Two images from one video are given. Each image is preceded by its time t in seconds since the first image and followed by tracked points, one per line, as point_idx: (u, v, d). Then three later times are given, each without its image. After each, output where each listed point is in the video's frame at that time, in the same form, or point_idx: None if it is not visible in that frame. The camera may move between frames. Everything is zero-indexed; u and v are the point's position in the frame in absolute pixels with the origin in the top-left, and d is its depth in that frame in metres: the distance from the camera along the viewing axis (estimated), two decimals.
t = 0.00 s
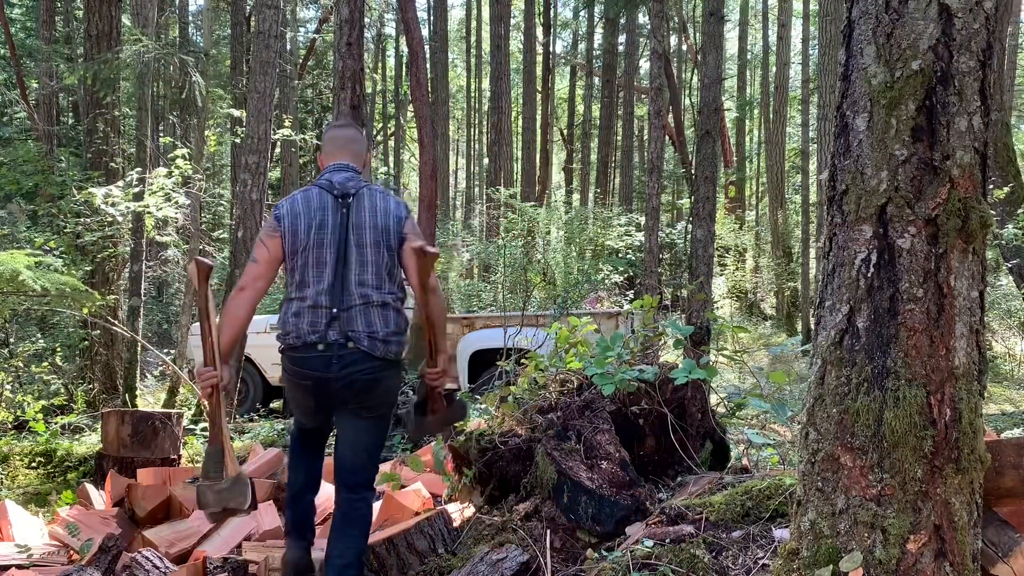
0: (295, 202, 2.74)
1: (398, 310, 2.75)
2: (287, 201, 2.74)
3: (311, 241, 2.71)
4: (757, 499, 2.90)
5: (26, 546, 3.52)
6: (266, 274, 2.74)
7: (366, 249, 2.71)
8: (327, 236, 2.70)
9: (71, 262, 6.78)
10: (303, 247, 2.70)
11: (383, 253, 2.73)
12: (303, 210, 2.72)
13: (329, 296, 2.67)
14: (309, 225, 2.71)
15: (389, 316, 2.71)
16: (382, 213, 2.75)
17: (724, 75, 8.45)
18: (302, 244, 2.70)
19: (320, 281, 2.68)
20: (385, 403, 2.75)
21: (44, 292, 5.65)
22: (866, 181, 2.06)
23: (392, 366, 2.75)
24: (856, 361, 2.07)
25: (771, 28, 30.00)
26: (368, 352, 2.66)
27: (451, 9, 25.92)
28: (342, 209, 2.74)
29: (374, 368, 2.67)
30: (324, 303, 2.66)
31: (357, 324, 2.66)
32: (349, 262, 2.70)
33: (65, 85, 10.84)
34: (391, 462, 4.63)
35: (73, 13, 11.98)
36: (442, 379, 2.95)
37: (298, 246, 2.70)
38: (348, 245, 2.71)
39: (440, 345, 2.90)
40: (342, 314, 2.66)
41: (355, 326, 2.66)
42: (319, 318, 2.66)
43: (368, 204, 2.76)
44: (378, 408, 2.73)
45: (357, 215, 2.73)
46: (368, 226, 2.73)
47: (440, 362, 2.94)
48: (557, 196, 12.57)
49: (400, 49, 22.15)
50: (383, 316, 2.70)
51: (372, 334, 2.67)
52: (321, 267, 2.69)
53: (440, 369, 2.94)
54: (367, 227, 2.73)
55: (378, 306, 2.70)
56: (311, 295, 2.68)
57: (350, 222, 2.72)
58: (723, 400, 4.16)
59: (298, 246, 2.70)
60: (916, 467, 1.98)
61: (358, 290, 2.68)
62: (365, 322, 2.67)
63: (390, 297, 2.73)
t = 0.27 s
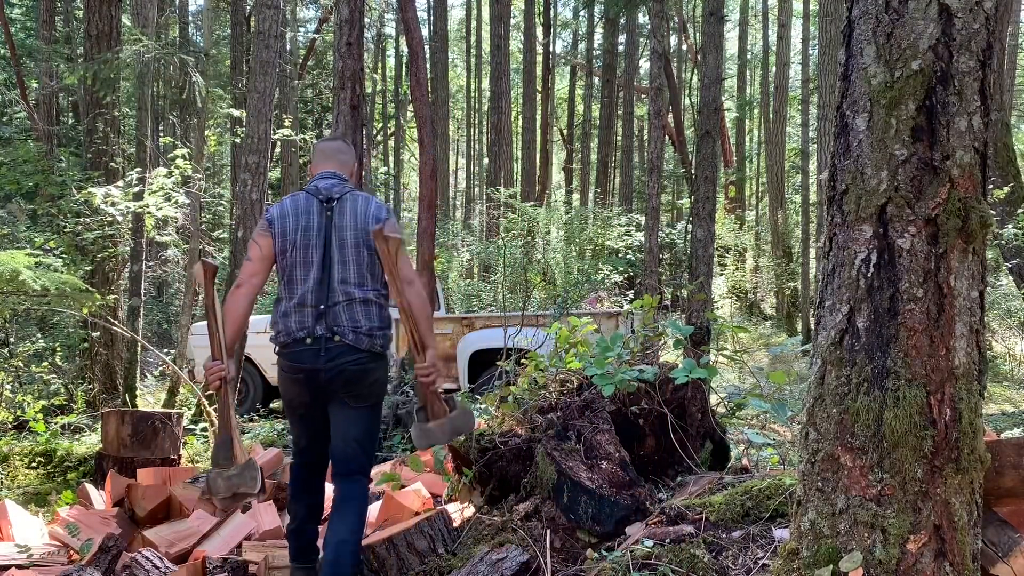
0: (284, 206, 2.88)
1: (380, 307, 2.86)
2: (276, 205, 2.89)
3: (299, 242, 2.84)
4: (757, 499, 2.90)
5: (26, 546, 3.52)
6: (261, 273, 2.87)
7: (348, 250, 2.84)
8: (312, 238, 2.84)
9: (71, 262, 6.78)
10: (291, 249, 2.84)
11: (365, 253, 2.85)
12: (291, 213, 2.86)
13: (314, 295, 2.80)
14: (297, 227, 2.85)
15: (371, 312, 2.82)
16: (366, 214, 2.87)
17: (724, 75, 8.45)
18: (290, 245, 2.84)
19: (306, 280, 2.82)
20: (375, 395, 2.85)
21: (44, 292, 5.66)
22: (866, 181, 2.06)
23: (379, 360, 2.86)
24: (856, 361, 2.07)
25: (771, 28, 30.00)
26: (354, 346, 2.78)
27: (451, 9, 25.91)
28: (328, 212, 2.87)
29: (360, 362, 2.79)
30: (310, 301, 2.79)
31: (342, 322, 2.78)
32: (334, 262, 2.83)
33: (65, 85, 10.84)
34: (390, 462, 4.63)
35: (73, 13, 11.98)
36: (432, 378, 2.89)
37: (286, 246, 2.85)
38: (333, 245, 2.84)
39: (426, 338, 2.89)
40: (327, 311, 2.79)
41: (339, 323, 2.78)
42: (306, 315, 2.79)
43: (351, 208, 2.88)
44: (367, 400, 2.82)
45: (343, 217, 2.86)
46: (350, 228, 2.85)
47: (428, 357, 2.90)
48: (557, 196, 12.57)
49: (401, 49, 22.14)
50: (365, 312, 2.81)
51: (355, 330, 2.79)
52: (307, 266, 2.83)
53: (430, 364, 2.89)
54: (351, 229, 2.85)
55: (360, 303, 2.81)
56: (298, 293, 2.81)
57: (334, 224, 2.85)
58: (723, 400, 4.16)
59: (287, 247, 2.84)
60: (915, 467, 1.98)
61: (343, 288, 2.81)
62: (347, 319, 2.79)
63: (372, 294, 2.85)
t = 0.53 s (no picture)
0: (281, 205, 2.99)
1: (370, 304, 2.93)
2: (274, 203, 3.00)
3: (293, 239, 2.94)
4: (757, 499, 2.90)
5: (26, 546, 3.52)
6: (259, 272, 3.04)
7: (340, 247, 2.91)
8: (305, 235, 2.93)
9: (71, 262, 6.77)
10: (285, 246, 2.95)
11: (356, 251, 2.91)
12: (288, 210, 2.96)
13: (305, 292, 2.90)
14: (292, 224, 2.96)
15: (359, 312, 2.90)
16: (358, 212, 2.92)
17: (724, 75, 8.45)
18: (285, 242, 2.95)
19: (298, 277, 2.92)
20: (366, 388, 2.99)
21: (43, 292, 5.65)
22: (866, 181, 2.06)
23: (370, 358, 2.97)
24: (856, 361, 2.07)
25: (771, 28, 29.99)
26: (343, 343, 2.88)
27: (451, 9, 25.90)
28: (322, 210, 2.94)
29: (348, 360, 2.90)
30: (302, 297, 2.90)
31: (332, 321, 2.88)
32: (326, 259, 2.91)
33: (65, 85, 10.84)
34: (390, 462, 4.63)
35: (73, 13, 11.98)
36: (421, 374, 2.89)
37: (281, 244, 2.96)
38: (325, 243, 2.91)
39: (413, 336, 2.88)
40: (319, 308, 2.89)
41: (329, 321, 2.88)
42: (298, 311, 2.90)
43: (345, 206, 2.94)
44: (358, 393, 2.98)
45: (336, 214, 2.93)
46: (343, 225, 2.91)
47: (416, 353, 2.91)
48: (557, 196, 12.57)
49: (401, 49, 22.15)
50: (353, 312, 2.89)
51: (343, 330, 2.88)
52: (301, 264, 2.93)
53: (417, 360, 2.90)
54: (343, 227, 2.91)
55: (349, 302, 2.89)
56: (292, 288, 2.93)
57: (327, 222, 2.93)
58: (724, 400, 4.15)
59: (282, 244, 2.95)
60: (915, 467, 1.98)
61: (333, 286, 2.89)
62: (336, 317, 2.88)
63: (362, 293, 2.92)
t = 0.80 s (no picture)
0: (288, 211, 3.07)
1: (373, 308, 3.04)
2: (282, 209, 3.08)
3: (298, 246, 3.02)
4: (757, 499, 2.90)
5: (26, 546, 3.52)
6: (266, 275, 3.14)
7: (344, 255, 2.99)
8: (310, 242, 3.01)
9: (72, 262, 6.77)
10: (292, 252, 3.04)
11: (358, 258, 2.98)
12: (295, 217, 3.04)
13: (312, 298, 3.01)
14: (297, 231, 3.03)
15: (364, 320, 3.02)
16: (362, 220, 2.97)
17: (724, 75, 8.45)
18: (291, 249, 3.04)
19: (305, 284, 3.02)
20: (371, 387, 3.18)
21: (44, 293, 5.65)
22: (866, 181, 2.06)
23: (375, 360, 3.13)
24: (856, 361, 2.07)
25: (771, 28, 30.01)
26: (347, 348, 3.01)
27: (451, 9, 25.89)
28: (327, 217, 3.01)
29: (355, 362, 3.06)
30: (310, 303, 3.01)
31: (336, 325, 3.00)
32: (331, 266, 3.00)
33: (65, 85, 10.84)
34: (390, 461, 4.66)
35: (73, 13, 11.99)
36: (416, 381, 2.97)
37: (288, 250, 3.05)
38: (330, 250, 2.99)
39: (409, 344, 2.91)
40: (326, 314, 3.00)
41: (336, 326, 3.01)
42: (305, 316, 3.02)
43: (349, 213, 3.00)
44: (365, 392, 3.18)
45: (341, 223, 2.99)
46: (346, 234, 2.98)
47: (413, 361, 2.95)
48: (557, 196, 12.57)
49: (401, 49, 22.15)
50: (358, 320, 3.01)
51: (350, 337, 3.01)
52: (307, 270, 3.02)
53: (413, 368, 2.95)
54: (347, 235, 2.98)
55: (352, 307, 2.99)
56: (298, 293, 3.03)
57: (332, 229, 2.99)
58: (723, 400, 4.14)
59: (289, 250, 3.04)
60: (915, 467, 1.98)
61: (338, 292, 2.99)
62: (341, 322, 3.00)
63: (366, 301, 3.02)
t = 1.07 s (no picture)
0: (319, 235, 3.20)
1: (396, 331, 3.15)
2: (314, 233, 3.22)
3: (328, 269, 3.15)
4: (757, 499, 2.90)
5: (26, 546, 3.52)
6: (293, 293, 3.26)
7: (369, 279, 3.09)
8: (339, 265, 3.13)
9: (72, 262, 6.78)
10: (320, 274, 3.16)
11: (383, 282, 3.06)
12: (325, 241, 3.17)
13: (336, 317, 3.12)
14: (327, 254, 3.16)
15: (384, 343, 3.12)
16: (387, 245, 3.03)
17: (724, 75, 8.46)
18: (320, 271, 3.17)
19: (330, 305, 3.14)
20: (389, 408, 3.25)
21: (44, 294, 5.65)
22: (866, 181, 2.06)
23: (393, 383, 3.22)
24: (856, 360, 2.07)
25: (771, 28, 30.02)
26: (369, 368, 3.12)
27: (451, 9, 25.89)
28: (355, 242, 3.12)
29: (372, 382, 3.15)
30: (334, 323, 3.12)
31: (360, 346, 3.11)
32: (356, 288, 3.11)
33: (65, 85, 10.85)
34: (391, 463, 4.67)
35: (73, 13, 11.99)
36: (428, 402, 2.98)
37: (316, 272, 3.17)
38: (357, 274, 3.10)
39: (423, 365, 2.95)
40: (349, 334, 3.11)
41: (358, 346, 3.12)
42: (328, 335, 3.13)
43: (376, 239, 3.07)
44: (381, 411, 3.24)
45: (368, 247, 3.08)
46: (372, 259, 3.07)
47: (426, 381, 2.96)
48: (557, 196, 12.58)
49: (401, 49, 22.16)
50: (378, 343, 3.11)
51: (371, 357, 3.12)
52: (333, 292, 3.14)
53: (427, 388, 2.96)
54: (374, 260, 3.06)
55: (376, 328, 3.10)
56: (323, 314, 3.15)
57: (359, 254, 3.10)
58: (724, 400, 4.14)
59: (318, 272, 3.17)
60: (915, 467, 1.98)
61: (362, 315, 3.10)
62: (364, 343, 3.11)
63: (386, 325, 3.12)
